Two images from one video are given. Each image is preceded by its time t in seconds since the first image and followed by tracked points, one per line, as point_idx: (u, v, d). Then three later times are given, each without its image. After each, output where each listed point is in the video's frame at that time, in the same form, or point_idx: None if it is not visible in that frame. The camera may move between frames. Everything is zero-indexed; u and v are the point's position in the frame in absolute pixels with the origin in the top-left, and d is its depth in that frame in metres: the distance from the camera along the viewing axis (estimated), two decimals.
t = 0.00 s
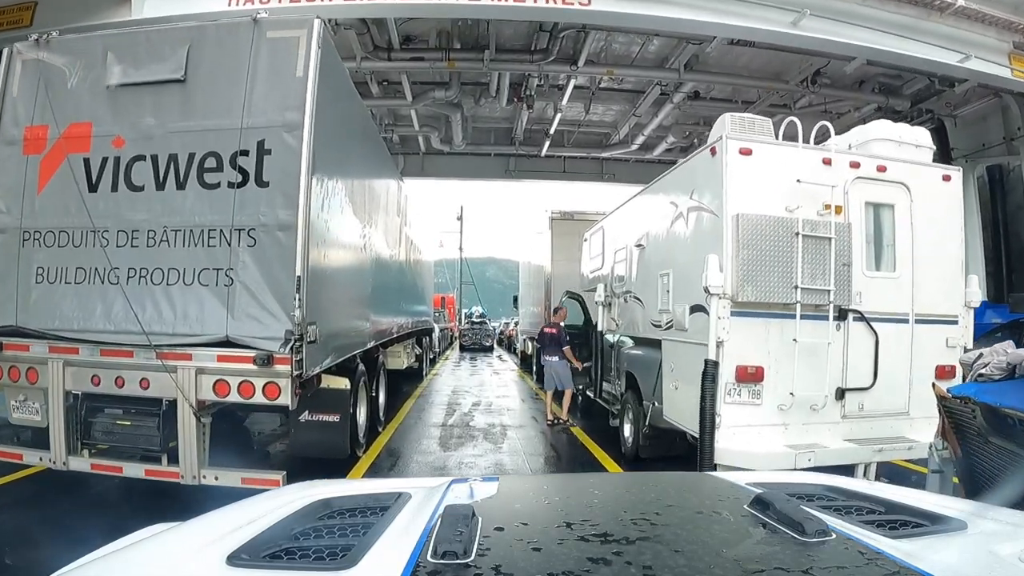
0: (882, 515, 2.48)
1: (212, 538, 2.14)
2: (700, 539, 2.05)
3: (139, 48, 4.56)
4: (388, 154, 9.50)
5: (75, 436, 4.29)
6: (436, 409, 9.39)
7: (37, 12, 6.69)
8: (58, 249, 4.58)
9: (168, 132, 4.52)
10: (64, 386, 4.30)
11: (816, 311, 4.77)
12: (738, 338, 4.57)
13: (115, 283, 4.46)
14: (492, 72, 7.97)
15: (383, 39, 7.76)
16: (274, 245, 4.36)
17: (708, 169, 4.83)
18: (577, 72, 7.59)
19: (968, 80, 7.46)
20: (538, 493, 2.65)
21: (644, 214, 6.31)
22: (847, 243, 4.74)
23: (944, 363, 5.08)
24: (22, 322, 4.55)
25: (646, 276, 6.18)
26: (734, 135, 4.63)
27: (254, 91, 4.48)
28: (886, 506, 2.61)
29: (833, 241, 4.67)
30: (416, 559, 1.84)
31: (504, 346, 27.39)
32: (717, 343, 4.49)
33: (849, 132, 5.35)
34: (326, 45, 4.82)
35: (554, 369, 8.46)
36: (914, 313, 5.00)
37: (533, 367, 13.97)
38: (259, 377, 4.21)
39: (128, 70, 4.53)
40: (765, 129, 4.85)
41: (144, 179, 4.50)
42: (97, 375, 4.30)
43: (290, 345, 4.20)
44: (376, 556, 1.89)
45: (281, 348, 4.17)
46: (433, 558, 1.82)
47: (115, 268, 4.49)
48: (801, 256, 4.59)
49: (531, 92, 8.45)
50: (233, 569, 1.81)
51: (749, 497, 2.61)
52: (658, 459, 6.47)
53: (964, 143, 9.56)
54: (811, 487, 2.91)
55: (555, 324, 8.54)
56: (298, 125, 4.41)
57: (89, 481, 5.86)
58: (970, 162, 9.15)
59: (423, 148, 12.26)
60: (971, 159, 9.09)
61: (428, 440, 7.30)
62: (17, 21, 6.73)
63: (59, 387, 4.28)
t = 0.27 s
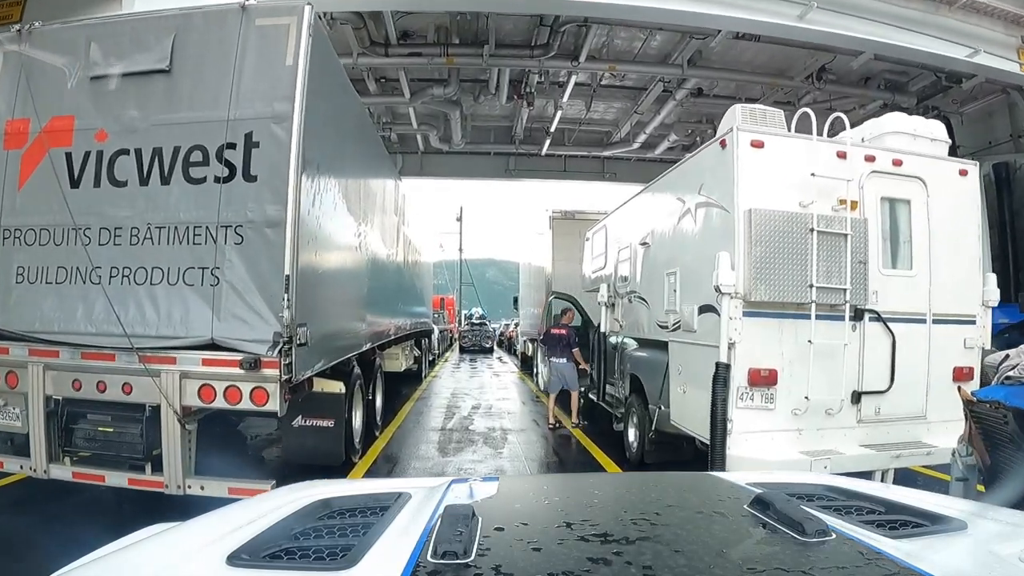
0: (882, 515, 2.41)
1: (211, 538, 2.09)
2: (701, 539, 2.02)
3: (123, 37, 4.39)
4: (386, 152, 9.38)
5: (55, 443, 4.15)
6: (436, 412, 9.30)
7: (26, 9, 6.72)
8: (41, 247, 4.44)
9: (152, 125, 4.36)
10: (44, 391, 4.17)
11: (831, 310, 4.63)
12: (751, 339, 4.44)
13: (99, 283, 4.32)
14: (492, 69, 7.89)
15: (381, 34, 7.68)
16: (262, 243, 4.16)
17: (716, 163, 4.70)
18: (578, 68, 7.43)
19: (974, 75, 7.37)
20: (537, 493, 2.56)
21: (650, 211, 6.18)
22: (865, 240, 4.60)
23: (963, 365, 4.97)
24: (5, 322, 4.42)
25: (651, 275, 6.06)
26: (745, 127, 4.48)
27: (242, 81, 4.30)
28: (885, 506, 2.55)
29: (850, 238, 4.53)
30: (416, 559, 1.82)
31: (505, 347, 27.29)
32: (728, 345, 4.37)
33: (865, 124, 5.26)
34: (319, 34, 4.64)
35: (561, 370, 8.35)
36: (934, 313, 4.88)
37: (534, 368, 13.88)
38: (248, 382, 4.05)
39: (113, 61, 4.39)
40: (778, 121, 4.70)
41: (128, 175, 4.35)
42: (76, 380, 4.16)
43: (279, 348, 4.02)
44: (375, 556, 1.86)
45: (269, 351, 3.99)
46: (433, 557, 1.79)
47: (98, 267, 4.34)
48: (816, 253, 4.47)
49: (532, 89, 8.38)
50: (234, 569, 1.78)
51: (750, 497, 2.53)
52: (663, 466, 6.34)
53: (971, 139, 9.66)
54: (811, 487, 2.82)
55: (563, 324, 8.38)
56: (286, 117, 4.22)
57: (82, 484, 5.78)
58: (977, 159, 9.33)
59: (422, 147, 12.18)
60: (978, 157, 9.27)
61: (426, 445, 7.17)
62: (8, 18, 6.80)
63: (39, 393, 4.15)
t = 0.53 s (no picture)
0: (882, 515, 2.34)
1: (210, 538, 2.02)
2: (701, 539, 1.95)
3: (106, 23, 4.20)
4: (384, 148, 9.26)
5: (32, 448, 4.03)
6: (434, 413, 9.20)
7: None
8: (19, 243, 4.26)
9: (134, 113, 4.16)
10: (22, 392, 4.04)
11: (850, 308, 4.50)
12: (764, 341, 4.29)
13: (78, 280, 4.13)
14: (493, 62, 7.79)
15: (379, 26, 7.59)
16: (249, 237, 3.96)
17: (728, 152, 4.56)
18: (579, 62, 7.40)
19: (984, 69, 7.25)
20: (538, 494, 2.44)
21: (656, 205, 6.05)
22: (885, 237, 4.43)
23: (982, 366, 4.85)
24: None
25: (658, 273, 5.94)
26: (759, 115, 4.34)
27: (229, 67, 4.10)
28: (886, 506, 2.47)
29: (868, 232, 4.38)
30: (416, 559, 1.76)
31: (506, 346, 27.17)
32: (742, 344, 4.22)
33: (877, 115, 5.05)
34: (313, 20, 4.45)
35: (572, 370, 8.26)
36: (953, 310, 4.75)
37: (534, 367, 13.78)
38: (234, 386, 3.94)
39: (95, 47, 4.19)
40: (794, 110, 4.56)
41: (108, 167, 4.15)
42: (54, 382, 4.02)
43: (266, 348, 3.83)
44: (374, 556, 1.80)
45: (256, 352, 3.79)
46: (433, 557, 1.73)
47: (78, 262, 4.16)
48: (834, 247, 4.30)
49: (532, 83, 8.29)
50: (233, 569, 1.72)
51: (750, 496, 2.44)
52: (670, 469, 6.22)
53: (977, 136, 9.54)
54: (811, 487, 2.74)
55: (575, 324, 8.30)
56: (275, 103, 4.01)
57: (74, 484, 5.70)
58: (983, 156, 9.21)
59: (421, 143, 12.09)
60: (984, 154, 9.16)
61: (424, 448, 7.04)
62: None
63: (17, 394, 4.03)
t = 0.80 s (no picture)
0: (883, 515, 2.24)
1: (211, 538, 1.93)
2: (702, 539, 1.85)
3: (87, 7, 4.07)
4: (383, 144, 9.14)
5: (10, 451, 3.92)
6: (433, 414, 9.09)
7: None
8: None
9: (114, 99, 4.00)
10: None
11: (870, 308, 4.37)
12: (780, 341, 4.16)
13: (57, 275, 4.00)
14: (494, 55, 7.68)
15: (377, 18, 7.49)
16: (233, 229, 3.82)
17: (743, 142, 4.42)
18: (582, 55, 7.29)
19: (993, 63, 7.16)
20: (535, 494, 2.31)
21: (664, 200, 5.92)
22: (904, 231, 4.32)
23: (1004, 367, 4.74)
24: None
25: (665, 271, 5.82)
26: (776, 103, 4.21)
27: (213, 51, 3.96)
28: (886, 505, 2.37)
29: (889, 226, 4.25)
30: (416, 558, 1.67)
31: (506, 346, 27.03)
32: (758, 344, 4.08)
33: (897, 106, 5.00)
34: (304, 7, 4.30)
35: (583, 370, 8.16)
36: (975, 309, 4.63)
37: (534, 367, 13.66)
38: (217, 387, 3.74)
39: (77, 32, 4.08)
40: (813, 99, 4.42)
41: (86, 158, 4.02)
42: (32, 383, 3.88)
43: (251, 349, 3.68)
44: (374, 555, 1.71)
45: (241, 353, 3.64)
46: (433, 557, 1.64)
47: (55, 258, 4.02)
48: (853, 243, 4.18)
49: (534, 78, 8.17)
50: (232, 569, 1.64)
51: (750, 496, 2.33)
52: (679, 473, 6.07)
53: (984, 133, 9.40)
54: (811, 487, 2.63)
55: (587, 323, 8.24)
56: (262, 88, 3.88)
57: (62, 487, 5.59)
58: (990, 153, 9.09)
59: (420, 139, 11.98)
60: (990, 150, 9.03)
61: (422, 451, 6.91)
62: None
63: None
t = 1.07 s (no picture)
0: (882, 514, 2.15)
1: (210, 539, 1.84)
2: (702, 539, 1.76)
3: None
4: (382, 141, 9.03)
5: None
6: (432, 417, 8.97)
7: None
8: None
9: (94, 89, 3.89)
10: None
11: (893, 307, 4.24)
12: (800, 342, 4.03)
13: (34, 273, 3.89)
14: (495, 50, 7.59)
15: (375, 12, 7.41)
16: (216, 222, 3.68)
17: (757, 132, 4.29)
18: (584, 49, 7.24)
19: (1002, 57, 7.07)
20: (532, 493, 2.20)
21: (671, 195, 5.80)
22: (928, 225, 4.21)
23: None
24: None
25: (673, 270, 5.71)
26: (793, 92, 4.08)
27: (197, 37, 3.84)
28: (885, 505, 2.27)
29: (912, 220, 4.13)
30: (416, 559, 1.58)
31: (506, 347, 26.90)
32: (776, 346, 3.95)
33: (915, 97, 4.87)
34: None
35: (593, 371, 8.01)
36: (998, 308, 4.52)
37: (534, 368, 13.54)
38: (199, 394, 3.55)
39: (57, 20, 3.96)
40: (832, 88, 4.28)
41: (65, 151, 3.90)
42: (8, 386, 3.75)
43: (234, 352, 3.52)
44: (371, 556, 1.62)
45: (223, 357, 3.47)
46: (433, 557, 1.55)
47: (32, 255, 3.90)
48: (875, 239, 4.05)
49: (536, 74, 8.07)
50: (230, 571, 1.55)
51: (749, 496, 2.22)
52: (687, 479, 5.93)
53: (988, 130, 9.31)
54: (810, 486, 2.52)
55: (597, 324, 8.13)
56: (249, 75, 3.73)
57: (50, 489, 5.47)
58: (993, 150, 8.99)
59: (419, 136, 11.89)
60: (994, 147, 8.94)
61: (421, 456, 6.78)
62: None
63: None
